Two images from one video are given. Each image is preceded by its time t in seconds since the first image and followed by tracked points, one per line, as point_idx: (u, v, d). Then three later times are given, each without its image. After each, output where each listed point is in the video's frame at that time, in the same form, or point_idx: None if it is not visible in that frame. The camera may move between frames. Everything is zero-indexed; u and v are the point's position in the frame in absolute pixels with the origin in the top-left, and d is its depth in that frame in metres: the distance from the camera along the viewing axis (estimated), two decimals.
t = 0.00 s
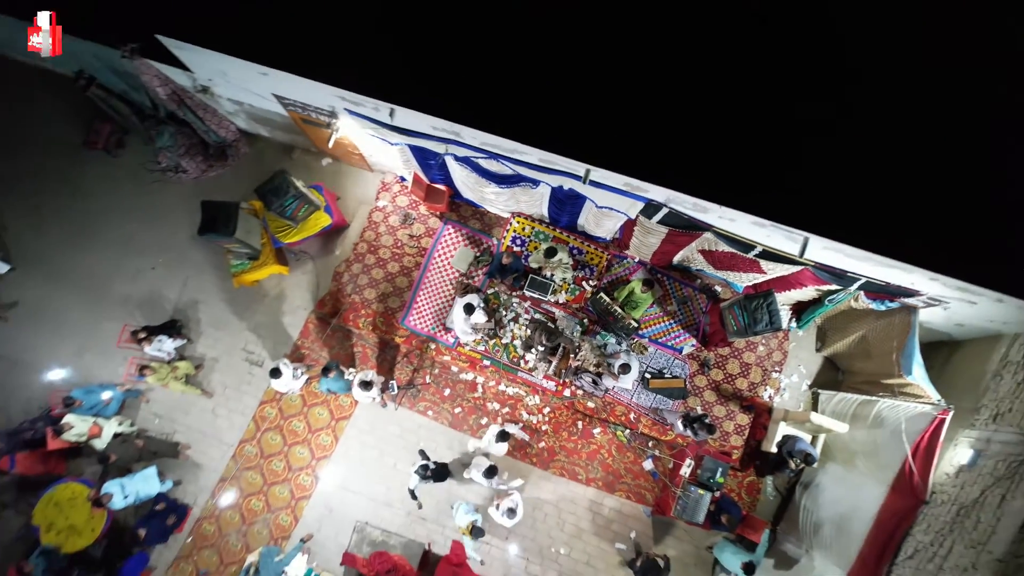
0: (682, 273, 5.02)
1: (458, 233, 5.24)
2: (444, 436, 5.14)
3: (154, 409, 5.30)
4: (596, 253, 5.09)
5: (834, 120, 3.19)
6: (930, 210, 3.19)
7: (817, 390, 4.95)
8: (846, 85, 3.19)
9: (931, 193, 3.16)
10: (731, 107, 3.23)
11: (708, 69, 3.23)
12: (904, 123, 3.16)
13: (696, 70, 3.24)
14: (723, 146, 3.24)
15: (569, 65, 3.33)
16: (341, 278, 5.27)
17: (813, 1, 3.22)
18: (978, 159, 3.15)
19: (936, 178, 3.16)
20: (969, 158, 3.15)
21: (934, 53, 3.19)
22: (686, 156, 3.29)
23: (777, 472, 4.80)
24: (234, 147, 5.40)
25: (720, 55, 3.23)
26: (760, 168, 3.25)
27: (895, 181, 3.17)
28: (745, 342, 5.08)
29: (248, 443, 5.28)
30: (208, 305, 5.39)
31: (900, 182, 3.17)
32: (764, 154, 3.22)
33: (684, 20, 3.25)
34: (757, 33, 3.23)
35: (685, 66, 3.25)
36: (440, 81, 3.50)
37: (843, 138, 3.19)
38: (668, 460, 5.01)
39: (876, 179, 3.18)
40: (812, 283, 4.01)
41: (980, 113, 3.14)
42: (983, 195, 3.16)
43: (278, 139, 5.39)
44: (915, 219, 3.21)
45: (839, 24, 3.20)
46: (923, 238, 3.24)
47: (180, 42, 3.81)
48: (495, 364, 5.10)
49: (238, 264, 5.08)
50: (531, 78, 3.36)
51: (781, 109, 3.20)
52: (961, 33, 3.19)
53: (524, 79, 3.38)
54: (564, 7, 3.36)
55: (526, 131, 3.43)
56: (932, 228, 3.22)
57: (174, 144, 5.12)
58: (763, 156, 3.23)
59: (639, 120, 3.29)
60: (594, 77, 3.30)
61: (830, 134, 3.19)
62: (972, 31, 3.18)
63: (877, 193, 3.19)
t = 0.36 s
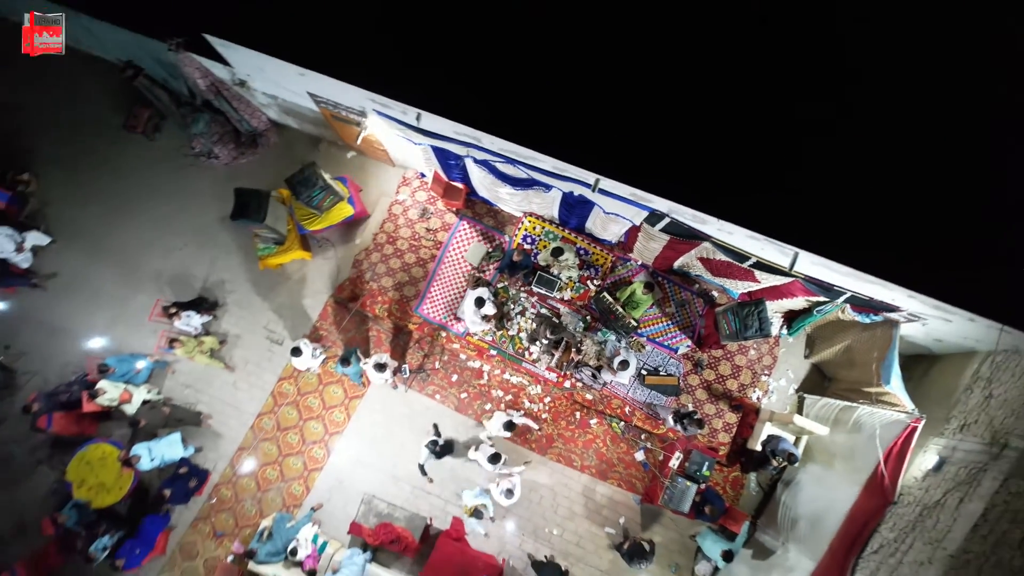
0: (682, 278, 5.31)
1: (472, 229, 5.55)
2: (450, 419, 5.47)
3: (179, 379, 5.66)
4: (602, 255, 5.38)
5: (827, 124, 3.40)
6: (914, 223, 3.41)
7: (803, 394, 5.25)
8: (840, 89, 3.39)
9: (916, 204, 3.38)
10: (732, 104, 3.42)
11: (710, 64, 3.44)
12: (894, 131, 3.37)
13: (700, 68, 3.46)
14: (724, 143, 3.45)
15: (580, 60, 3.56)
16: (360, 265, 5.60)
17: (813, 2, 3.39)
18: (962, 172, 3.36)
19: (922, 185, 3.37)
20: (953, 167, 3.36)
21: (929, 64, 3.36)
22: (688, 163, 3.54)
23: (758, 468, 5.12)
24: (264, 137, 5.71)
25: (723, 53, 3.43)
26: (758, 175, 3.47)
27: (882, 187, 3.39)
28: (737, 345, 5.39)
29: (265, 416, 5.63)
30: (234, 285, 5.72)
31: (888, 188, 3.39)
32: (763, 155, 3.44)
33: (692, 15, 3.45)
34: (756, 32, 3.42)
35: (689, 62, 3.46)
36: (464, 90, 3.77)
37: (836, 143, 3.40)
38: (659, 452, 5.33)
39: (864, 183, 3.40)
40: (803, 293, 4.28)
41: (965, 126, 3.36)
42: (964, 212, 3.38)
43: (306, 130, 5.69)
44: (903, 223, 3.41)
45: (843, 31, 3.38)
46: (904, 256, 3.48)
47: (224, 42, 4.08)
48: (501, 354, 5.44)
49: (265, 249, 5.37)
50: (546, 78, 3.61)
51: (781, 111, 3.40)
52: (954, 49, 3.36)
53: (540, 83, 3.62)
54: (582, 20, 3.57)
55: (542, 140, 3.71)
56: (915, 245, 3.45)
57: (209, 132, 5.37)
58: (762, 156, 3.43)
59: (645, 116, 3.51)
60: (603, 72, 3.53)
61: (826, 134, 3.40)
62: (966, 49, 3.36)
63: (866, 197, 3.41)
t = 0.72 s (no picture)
0: (682, 282, 5.52)
1: (484, 225, 5.84)
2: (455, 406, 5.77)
3: (201, 353, 5.99)
4: (606, 256, 5.56)
5: (825, 136, 3.57)
6: (903, 238, 3.58)
7: (791, 399, 5.52)
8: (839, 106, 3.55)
9: (906, 221, 3.55)
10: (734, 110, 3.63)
11: (713, 72, 3.64)
12: (891, 147, 3.53)
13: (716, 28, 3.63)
14: (725, 147, 3.66)
15: (594, 62, 3.77)
16: (376, 255, 5.90)
17: (808, 9, 3.57)
18: (957, 192, 3.49)
19: (914, 198, 3.52)
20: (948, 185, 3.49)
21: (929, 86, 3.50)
22: (691, 171, 3.75)
23: (745, 467, 5.43)
24: (291, 127, 5.98)
25: (744, 41, 3.61)
26: (756, 184, 3.67)
27: (875, 201, 3.56)
28: (731, 349, 5.65)
29: (280, 392, 5.95)
30: (256, 267, 6.02)
31: (883, 195, 3.54)
32: (761, 160, 3.63)
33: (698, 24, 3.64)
34: (756, 32, 3.61)
35: (694, 70, 3.66)
36: (485, 97, 4.02)
37: (835, 153, 3.57)
38: (650, 446, 5.62)
39: (857, 195, 3.57)
40: (794, 303, 4.52)
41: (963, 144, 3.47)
42: (952, 232, 3.53)
43: (332, 123, 5.95)
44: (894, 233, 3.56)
45: (846, 48, 3.55)
46: (891, 273, 3.67)
47: (263, 38, 4.39)
48: (506, 345, 5.70)
49: (287, 233, 5.63)
50: (561, 82, 3.83)
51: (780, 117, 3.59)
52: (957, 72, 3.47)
53: (555, 89, 3.85)
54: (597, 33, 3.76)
55: (556, 147, 3.94)
56: (902, 264, 3.63)
57: (239, 119, 5.65)
58: (759, 166, 3.64)
59: (653, 116, 3.72)
60: (614, 76, 3.76)
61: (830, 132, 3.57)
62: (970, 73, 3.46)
63: (859, 207, 3.59)
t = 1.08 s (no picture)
0: (681, 286, 5.81)
1: (496, 221, 6.15)
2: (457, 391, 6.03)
3: (221, 325, 6.33)
4: (610, 257, 5.87)
5: (822, 150, 3.79)
6: (886, 256, 3.81)
7: (776, 403, 5.86)
8: (835, 128, 3.80)
9: (888, 241, 3.80)
10: (736, 123, 3.89)
11: (723, 84, 3.89)
12: (881, 178, 3.74)
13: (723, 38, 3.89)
14: (727, 152, 3.90)
15: (604, 71, 4.05)
16: (392, 242, 6.25)
17: (809, 32, 3.82)
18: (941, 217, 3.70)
19: (906, 209, 3.73)
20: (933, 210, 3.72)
21: (922, 115, 3.72)
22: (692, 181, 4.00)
23: (727, 464, 5.70)
24: (318, 116, 6.28)
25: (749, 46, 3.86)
26: (754, 195, 3.91)
27: (862, 220, 3.81)
28: (722, 353, 5.98)
29: (293, 367, 6.29)
30: (277, 247, 6.34)
31: (883, 195, 3.74)
32: (758, 175, 3.89)
33: (701, 36, 3.91)
34: (762, 46, 3.85)
35: (701, 83, 3.93)
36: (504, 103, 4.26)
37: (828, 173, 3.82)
38: (640, 440, 5.91)
39: (845, 215, 3.83)
40: (784, 313, 4.79)
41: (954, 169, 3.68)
42: (932, 258, 3.75)
43: (357, 115, 6.25)
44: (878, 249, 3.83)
45: (847, 72, 3.79)
46: (877, 294, 3.89)
47: (299, 34, 4.70)
48: (510, 336, 6.03)
49: (309, 217, 5.93)
50: (575, 90, 4.09)
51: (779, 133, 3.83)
52: (948, 105, 3.70)
53: (569, 96, 4.11)
54: (611, 47, 4.03)
55: (569, 153, 4.16)
56: (886, 283, 3.86)
57: (269, 106, 6.05)
58: (756, 181, 3.91)
59: (659, 118, 3.98)
60: (626, 87, 4.03)
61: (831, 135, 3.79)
62: (961, 105, 3.68)
63: (848, 224, 3.83)
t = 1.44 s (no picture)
0: (679, 289, 5.99)
1: (506, 217, 6.46)
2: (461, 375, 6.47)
3: (239, 300, 6.66)
4: (614, 257, 6.11)
5: (821, 150, 3.96)
6: (877, 268, 3.97)
7: (762, 406, 6.16)
8: (834, 148, 3.95)
9: (877, 260, 3.95)
10: (739, 137, 4.06)
11: (728, 95, 4.09)
12: (881, 179, 3.89)
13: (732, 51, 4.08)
14: (729, 156, 4.08)
15: (616, 81, 4.29)
16: (406, 230, 6.57)
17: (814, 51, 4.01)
18: (931, 239, 3.86)
19: (900, 208, 3.87)
20: (925, 232, 3.85)
21: (921, 139, 3.85)
22: (692, 190, 4.18)
23: (712, 460, 6.10)
24: (342, 105, 6.56)
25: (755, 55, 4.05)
26: (752, 199, 4.07)
27: (854, 238, 3.97)
28: (715, 355, 6.27)
29: (306, 344, 6.62)
30: (296, 228, 6.64)
31: (880, 198, 3.89)
32: (756, 189, 4.05)
33: (710, 49, 4.12)
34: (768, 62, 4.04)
35: (708, 97, 4.11)
36: (520, 107, 4.51)
37: (827, 190, 3.94)
38: (630, 432, 6.23)
39: (839, 231, 3.98)
40: (773, 321, 5.08)
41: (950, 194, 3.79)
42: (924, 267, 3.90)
43: (379, 106, 6.54)
44: (868, 266, 3.96)
45: (845, 84, 3.96)
46: (866, 309, 4.03)
47: (330, 29, 4.99)
48: (513, 326, 6.34)
49: (329, 203, 6.19)
50: (587, 98, 4.33)
51: (779, 149, 4.01)
52: (948, 131, 3.82)
53: (581, 104, 4.35)
54: (625, 60, 4.25)
55: (579, 158, 4.41)
56: (873, 298, 4.02)
57: (296, 93, 6.34)
58: (755, 193, 4.06)
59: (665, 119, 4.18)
60: (636, 97, 4.23)
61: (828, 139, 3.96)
62: (960, 133, 3.80)
63: (839, 242, 3.99)
